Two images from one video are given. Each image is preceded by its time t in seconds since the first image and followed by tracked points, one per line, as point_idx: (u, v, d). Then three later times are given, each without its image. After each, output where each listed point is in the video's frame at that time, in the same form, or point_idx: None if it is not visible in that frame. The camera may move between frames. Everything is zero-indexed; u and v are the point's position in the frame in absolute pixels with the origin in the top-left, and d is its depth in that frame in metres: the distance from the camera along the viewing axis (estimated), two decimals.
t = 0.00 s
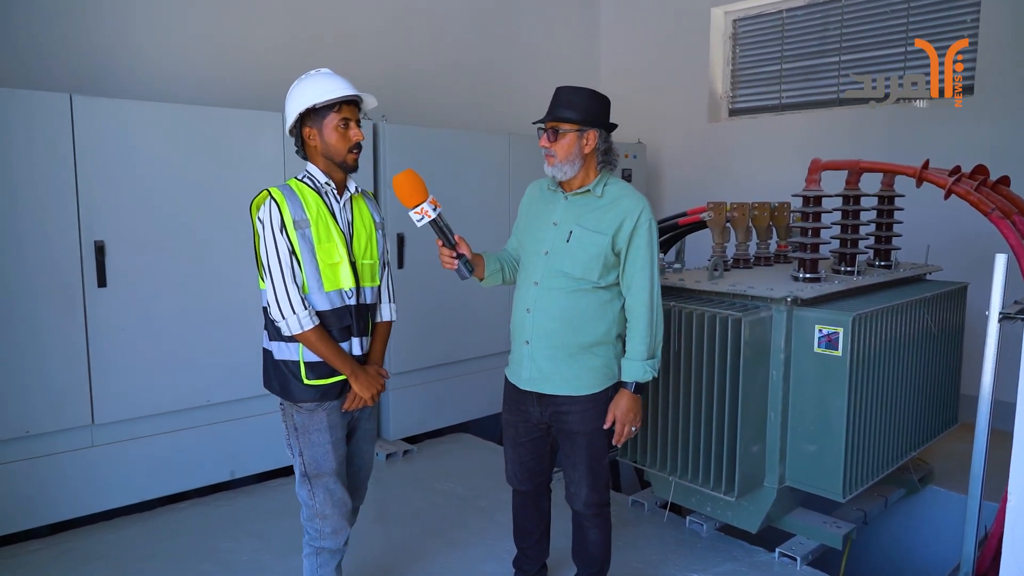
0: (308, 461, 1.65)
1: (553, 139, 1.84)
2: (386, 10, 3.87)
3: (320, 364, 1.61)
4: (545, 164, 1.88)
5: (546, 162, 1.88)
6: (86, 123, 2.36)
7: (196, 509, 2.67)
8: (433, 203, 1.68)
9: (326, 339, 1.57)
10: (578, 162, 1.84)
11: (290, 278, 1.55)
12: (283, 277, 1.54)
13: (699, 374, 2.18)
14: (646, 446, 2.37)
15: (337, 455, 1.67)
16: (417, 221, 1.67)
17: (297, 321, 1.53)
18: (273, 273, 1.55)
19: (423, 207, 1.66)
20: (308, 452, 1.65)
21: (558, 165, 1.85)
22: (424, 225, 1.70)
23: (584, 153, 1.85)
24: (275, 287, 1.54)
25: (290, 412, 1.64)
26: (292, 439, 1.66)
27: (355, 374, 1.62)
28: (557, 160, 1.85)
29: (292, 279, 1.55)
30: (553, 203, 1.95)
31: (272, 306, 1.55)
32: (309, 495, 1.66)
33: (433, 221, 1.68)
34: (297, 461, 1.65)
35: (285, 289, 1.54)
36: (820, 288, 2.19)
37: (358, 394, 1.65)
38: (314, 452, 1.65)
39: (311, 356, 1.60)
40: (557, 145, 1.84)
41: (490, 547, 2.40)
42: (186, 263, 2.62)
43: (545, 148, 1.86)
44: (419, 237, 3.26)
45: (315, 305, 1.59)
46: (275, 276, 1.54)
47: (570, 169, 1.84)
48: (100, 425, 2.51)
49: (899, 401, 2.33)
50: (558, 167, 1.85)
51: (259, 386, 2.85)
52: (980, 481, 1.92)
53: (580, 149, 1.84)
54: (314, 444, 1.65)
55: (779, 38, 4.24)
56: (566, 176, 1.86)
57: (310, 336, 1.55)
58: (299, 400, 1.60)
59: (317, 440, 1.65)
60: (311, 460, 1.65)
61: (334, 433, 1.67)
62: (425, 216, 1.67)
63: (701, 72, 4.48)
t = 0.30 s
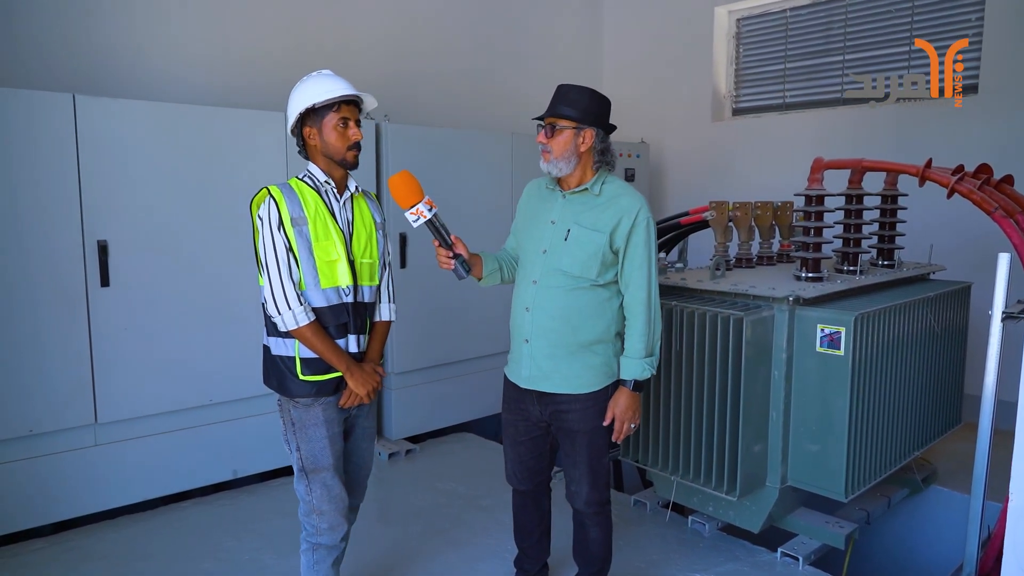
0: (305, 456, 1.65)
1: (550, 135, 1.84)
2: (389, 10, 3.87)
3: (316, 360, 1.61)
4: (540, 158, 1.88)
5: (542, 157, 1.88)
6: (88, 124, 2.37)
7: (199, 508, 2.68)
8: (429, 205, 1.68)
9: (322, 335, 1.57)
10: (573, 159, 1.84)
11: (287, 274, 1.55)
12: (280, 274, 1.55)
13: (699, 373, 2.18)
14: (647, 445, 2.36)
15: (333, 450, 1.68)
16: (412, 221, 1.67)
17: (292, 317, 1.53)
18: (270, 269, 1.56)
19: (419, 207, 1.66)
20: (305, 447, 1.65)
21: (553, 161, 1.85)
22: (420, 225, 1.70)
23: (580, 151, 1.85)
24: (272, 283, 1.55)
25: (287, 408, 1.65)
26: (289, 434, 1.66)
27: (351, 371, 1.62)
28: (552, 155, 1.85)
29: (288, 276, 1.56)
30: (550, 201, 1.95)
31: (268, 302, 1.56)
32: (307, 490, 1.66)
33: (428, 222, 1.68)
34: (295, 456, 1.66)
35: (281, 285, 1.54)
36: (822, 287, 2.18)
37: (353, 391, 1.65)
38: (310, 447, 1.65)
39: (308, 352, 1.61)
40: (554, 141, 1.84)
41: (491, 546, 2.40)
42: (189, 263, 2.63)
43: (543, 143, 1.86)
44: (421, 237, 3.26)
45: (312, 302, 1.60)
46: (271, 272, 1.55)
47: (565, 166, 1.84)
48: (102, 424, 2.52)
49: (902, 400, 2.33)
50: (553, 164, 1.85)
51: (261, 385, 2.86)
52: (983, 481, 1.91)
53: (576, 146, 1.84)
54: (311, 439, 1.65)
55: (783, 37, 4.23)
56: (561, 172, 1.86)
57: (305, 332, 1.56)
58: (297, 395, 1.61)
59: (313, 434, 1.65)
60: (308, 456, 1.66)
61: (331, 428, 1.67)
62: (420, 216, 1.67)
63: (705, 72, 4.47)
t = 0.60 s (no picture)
0: (301, 456, 1.65)
1: (543, 135, 1.84)
2: (390, 10, 3.88)
3: (314, 359, 1.61)
4: (533, 159, 1.88)
5: (535, 157, 1.88)
6: (89, 124, 2.37)
7: (200, 507, 2.68)
8: (424, 204, 1.68)
9: (321, 334, 1.58)
10: (566, 158, 1.84)
11: (286, 272, 1.56)
12: (279, 271, 1.55)
13: (699, 373, 2.18)
14: (647, 445, 2.36)
15: (330, 450, 1.68)
16: (408, 221, 1.67)
17: (291, 315, 1.54)
18: (269, 267, 1.56)
19: (414, 206, 1.66)
20: (301, 447, 1.65)
21: (546, 160, 1.85)
22: (415, 225, 1.70)
23: (572, 150, 1.85)
24: (271, 281, 1.55)
25: (284, 407, 1.65)
26: (286, 433, 1.66)
27: (349, 369, 1.62)
28: (545, 155, 1.85)
29: (287, 274, 1.56)
30: (544, 200, 1.94)
31: (267, 300, 1.56)
32: (302, 490, 1.66)
33: (424, 221, 1.69)
34: (291, 456, 1.65)
35: (280, 283, 1.55)
36: (822, 287, 2.17)
37: (352, 389, 1.66)
38: (307, 446, 1.65)
39: (307, 351, 1.61)
40: (546, 141, 1.84)
41: (492, 546, 2.40)
42: (190, 263, 2.63)
43: (535, 143, 1.87)
44: (422, 237, 3.26)
45: (310, 299, 1.61)
46: (270, 269, 1.56)
47: (558, 165, 1.84)
48: (103, 423, 2.52)
49: (902, 400, 2.33)
50: (546, 163, 1.85)
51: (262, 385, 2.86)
52: (984, 481, 1.91)
53: (568, 145, 1.84)
54: (308, 438, 1.65)
55: (784, 37, 4.22)
56: (555, 172, 1.85)
57: (303, 330, 1.56)
58: (294, 394, 1.61)
59: (310, 434, 1.65)
60: (304, 455, 1.65)
61: (327, 428, 1.67)
62: (415, 216, 1.67)
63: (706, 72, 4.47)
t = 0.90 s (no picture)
0: (303, 459, 1.66)
1: (533, 133, 1.84)
2: (391, 10, 3.88)
3: (318, 361, 1.61)
4: (523, 157, 1.88)
5: (526, 155, 1.89)
6: (89, 124, 2.37)
7: (200, 507, 2.68)
8: (418, 205, 1.68)
9: (325, 337, 1.58)
10: (557, 157, 1.84)
11: (288, 274, 1.55)
12: (281, 273, 1.55)
13: (698, 373, 2.18)
14: (647, 445, 2.36)
15: (332, 454, 1.68)
16: (402, 222, 1.67)
17: (294, 317, 1.53)
18: (270, 269, 1.55)
19: (408, 207, 1.66)
20: (303, 451, 1.65)
21: (536, 159, 1.85)
22: (408, 225, 1.70)
23: (563, 150, 1.85)
24: (273, 283, 1.55)
25: (286, 410, 1.65)
26: (288, 437, 1.66)
27: (352, 371, 1.62)
28: (535, 153, 1.85)
29: (289, 276, 1.55)
30: (535, 200, 1.94)
31: (269, 303, 1.55)
32: (303, 494, 1.66)
33: (417, 222, 1.68)
34: (293, 459, 1.65)
35: (282, 285, 1.54)
36: (822, 287, 2.17)
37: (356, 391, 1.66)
38: (309, 450, 1.65)
39: (309, 354, 1.61)
40: (537, 139, 1.84)
41: (492, 546, 2.40)
42: (190, 263, 2.64)
43: (526, 141, 1.87)
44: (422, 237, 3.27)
45: (312, 301, 1.60)
46: (272, 272, 1.55)
47: (548, 163, 1.84)
48: (104, 423, 2.52)
49: (902, 400, 2.33)
50: (536, 161, 1.85)
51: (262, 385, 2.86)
52: (984, 481, 1.91)
53: (559, 145, 1.84)
54: (310, 442, 1.65)
55: (784, 37, 4.23)
56: (545, 170, 1.86)
57: (305, 332, 1.55)
58: (297, 397, 1.61)
59: (313, 438, 1.65)
60: (306, 459, 1.66)
61: (330, 432, 1.67)
62: (409, 216, 1.67)
63: (706, 72, 4.47)
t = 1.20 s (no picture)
0: (308, 467, 1.65)
1: (524, 135, 1.84)
2: (390, 11, 3.88)
3: (327, 367, 1.60)
4: (514, 158, 1.87)
5: (516, 156, 1.88)
6: (89, 124, 2.37)
7: (200, 507, 2.68)
8: (412, 205, 1.68)
9: (332, 340, 1.56)
10: (548, 159, 1.84)
11: (292, 279, 1.54)
12: (285, 278, 1.53)
13: (696, 374, 2.18)
14: (646, 446, 2.36)
15: (336, 462, 1.68)
16: (396, 223, 1.67)
17: (303, 324, 1.52)
18: (275, 275, 1.54)
19: (403, 208, 1.66)
20: (308, 458, 1.65)
21: (528, 160, 1.85)
22: (403, 227, 1.70)
23: (554, 151, 1.85)
24: (278, 289, 1.53)
25: (291, 418, 1.64)
26: (292, 444, 1.65)
27: (362, 374, 1.62)
28: (526, 154, 1.85)
29: (293, 280, 1.55)
30: (528, 201, 1.93)
31: (275, 310, 1.53)
32: (306, 501, 1.66)
33: (412, 223, 1.69)
34: (297, 467, 1.65)
35: (288, 290, 1.53)
36: (822, 287, 2.18)
37: (365, 393, 1.67)
38: (314, 458, 1.65)
39: (317, 360, 1.60)
40: (528, 141, 1.84)
41: (491, 545, 2.40)
42: (189, 262, 2.64)
43: (517, 143, 1.86)
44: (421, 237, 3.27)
45: (318, 305, 1.60)
46: (276, 277, 1.54)
47: (540, 164, 1.84)
48: (103, 423, 2.52)
49: (902, 400, 2.33)
50: (528, 163, 1.85)
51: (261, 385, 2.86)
52: (983, 480, 1.91)
53: (550, 146, 1.84)
54: (316, 450, 1.65)
55: (784, 37, 4.23)
56: (536, 171, 1.85)
57: (314, 338, 1.54)
58: (306, 405, 1.60)
59: (318, 446, 1.65)
60: (311, 467, 1.65)
61: (335, 440, 1.67)
62: (404, 217, 1.67)
63: (706, 72, 4.46)
